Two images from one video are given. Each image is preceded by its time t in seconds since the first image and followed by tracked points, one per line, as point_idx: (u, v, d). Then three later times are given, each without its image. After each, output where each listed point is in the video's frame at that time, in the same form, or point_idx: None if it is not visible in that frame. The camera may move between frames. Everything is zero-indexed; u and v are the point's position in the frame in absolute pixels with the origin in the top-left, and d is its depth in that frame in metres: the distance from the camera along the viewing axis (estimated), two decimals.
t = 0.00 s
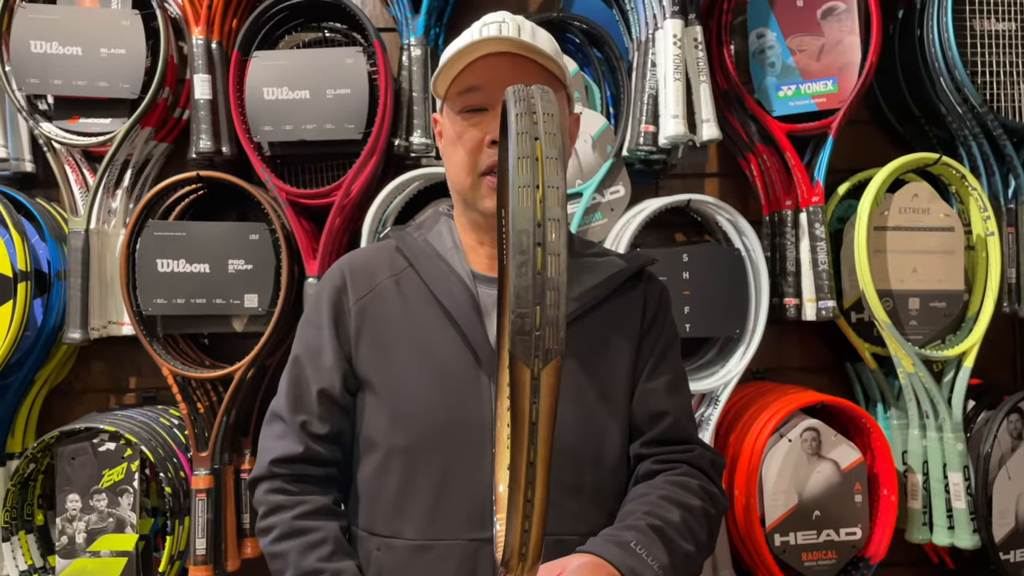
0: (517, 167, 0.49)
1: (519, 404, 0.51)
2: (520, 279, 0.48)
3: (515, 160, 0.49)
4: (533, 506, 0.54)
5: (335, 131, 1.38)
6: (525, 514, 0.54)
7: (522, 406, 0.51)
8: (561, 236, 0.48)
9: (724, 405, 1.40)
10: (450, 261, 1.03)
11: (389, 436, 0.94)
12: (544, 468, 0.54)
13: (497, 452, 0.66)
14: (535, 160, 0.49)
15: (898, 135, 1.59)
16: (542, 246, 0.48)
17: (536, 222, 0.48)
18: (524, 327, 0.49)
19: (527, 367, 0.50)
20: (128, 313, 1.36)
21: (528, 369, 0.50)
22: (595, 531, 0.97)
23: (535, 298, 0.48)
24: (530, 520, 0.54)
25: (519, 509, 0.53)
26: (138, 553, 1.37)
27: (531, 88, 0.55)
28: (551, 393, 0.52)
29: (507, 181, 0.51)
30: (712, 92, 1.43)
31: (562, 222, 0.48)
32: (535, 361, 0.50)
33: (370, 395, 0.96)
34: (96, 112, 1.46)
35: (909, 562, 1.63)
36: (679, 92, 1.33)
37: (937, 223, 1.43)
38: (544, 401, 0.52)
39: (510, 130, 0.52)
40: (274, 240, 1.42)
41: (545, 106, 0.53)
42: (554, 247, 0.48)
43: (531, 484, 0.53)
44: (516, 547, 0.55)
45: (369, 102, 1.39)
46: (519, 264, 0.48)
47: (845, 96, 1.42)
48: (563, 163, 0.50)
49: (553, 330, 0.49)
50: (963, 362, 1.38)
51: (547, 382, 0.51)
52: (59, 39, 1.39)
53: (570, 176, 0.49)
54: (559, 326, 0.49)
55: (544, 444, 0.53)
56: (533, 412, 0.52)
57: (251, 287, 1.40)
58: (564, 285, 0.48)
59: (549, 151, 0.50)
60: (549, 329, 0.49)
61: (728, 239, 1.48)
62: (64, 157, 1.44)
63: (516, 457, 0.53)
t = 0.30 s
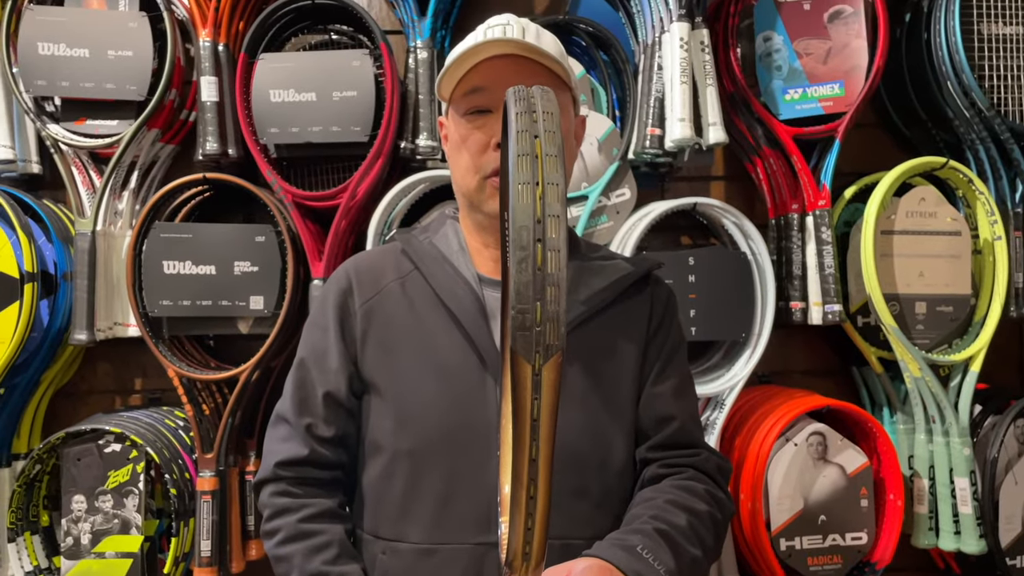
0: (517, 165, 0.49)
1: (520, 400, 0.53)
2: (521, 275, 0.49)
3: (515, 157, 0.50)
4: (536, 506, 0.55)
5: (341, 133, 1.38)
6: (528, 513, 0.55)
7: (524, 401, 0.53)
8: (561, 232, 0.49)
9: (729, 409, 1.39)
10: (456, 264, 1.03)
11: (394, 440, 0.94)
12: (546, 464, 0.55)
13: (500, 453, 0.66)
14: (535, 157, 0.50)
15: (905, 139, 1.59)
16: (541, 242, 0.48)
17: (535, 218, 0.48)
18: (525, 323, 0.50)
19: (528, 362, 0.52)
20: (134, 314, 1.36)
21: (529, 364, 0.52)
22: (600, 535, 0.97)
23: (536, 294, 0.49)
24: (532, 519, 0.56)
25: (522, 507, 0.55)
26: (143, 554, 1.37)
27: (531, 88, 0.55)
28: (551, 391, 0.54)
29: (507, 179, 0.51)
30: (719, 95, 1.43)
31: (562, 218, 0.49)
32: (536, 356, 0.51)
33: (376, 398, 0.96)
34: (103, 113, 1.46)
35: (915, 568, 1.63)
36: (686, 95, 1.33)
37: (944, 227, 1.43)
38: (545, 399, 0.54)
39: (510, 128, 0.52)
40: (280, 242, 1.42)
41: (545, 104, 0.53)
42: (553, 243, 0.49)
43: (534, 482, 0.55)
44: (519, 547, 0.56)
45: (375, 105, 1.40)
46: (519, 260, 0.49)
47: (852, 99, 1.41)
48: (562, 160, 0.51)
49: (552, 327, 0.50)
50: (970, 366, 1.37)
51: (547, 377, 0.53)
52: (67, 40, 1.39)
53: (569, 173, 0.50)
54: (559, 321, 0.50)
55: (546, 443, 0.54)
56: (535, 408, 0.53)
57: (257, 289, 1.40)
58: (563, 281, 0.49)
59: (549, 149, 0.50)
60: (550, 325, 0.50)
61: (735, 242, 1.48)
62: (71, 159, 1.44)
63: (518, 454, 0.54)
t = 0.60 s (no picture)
0: (521, 167, 0.49)
1: (525, 404, 0.52)
2: (524, 278, 0.48)
3: (520, 160, 0.50)
4: (541, 512, 0.55)
5: (346, 136, 1.38)
6: (533, 518, 0.55)
7: (528, 407, 0.52)
8: (566, 235, 0.49)
9: (734, 413, 1.39)
10: (461, 267, 1.02)
11: (398, 444, 0.94)
12: (550, 469, 0.55)
13: (505, 458, 0.66)
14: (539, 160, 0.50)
15: (911, 142, 1.59)
16: (547, 245, 0.49)
17: (540, 221, 0.49)
18: (530, 327, 0.49)
19: (532, 366, 0.51)
20: (139, 316, 1.36)
21: (534, 368, 0.51)
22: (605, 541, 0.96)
23: (541, 297, 0.48)
24: (537, 525, 0.55)
25: (526, 513, 0.54)
26: (147, 556, 1.37)
27: (535, 92, 0.54)
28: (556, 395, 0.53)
29: (511, 182, 0.51)
30: (724, 98, 1.42)
31: (567, 220, 0.49)
32: (540, 360, 0.51)
33: (380, 402, 0.96)
34: (109, 115, 1.46)
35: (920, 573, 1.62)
36: (692, 98, 1.33)
37: (950, 231, 1.42)
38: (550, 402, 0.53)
39: (516, 131, 0.52)
40: (285, 244, 1.42)
41: (549, 108, 0.53)
42: (558, 246, 0.49)
43: (538, 487, 0.55)
44: (523, 553, 0.56)
45: (380, 107, 1.39)
46: (524, 262, 0.48)
47: (859, 102, 1.41)
48: (567, 164, 0.51)
49: (557, 330, 0.50)
50: (976, 371, 1.36)
51: (552, 382, 0.53)
52: (73, 42, 1.40)
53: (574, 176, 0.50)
54: (563, 325, 0.50)
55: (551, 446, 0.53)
56: (538, 412, 0.53)
57: (261, 291, 1.40)
58: (569, 283, 0.49)
59: (554, 152, 0.51)
60: (554, 328, 0.50)
61: (740, 245, 1.47)
62: (77, 161, 1.44)
63: (523, 459, 0.54)
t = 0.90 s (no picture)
0: (519, 162, 0.49)
1: (522, 402, 0.52)
2: (521, 276, 0.48)
3: (518, 155, 0.49)
4: (537, 509, 0.54)
5: (348, 136, 1.37)
6: (530, 517, 0.54)
7: (525, 405, 0.52)
8: (564, 230, 0.48)
9: (737, 414, 1.39)
10: (461, 267, 1.02)
11: (398, 444, 0.94)
12: (548, 467, 0.54)
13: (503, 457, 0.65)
14: (536, 155, 0.49)
15: (914, 143, 1.58)
16: (544, 241, 0.48)
17: (538, 216, 0.48)
18: (527, 323, 0.49)
19: (529, 363, 0.51)
20: (140, 316, 1.36)
21: (531, 366, 0.51)
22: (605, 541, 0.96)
23: (538, 294, 0.48)
24: (534, 524, 0.55)
25: (523, 512, 0.54)
26: (148, 556, 1.37)
27: (535, 88, 0.54)
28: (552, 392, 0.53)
29: (510, 177, 0.51)
30: (727, 99, 1.42)
31: (565, 217, 0.49)
32: (537, 356, 0.51)
33: (379, 403, 0.96)
34: (112, 115, 1.46)
35: None
36: (694, 98, 1.32)
37: (953, 233, 1.42)
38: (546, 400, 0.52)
39: (514, 127, 0.51)
40: (286, 244, 1.42)
41: (548, 103, 0.53)
42: (556, 241, 0.48)
43: (535, 485, 0.55)
44: (520, 553, 0.56)
45: (382, 107, 1.39)
46: (522, 259, 0.48)
47: (861, 104, 1.40)
48: (566, 159, 0.50)
49: (555, 327, 0.50)
50: (979, 372, 1.36)
51: (549, 379, 0.53)
52: (75, 42, 1.40)
53: (572, 171, 0.50)
54: (561, 321, 0.50)
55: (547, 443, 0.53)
56: (536, 410, 0.52)
57: (262, 291, 1.40)
58: (566, 280, 0.49)
59: (552, 147, 0.50)
60: (552, 325, 0.50)
61: (742, 246, 1.47)
62: (79, 160, 1.44)
63: (519, 460, 0.53)
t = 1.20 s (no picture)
0: (525, 160, 0.48)
1: (529, 400, 0.50)
2: (529, 272, 0.46)
3: (523, 154, 0.49)
4: (545, 507, 0.53)
5: (352, 138, 1.37)
6: (537, 519, 0.52)
7: (532, 403, 0.50)
8: (571, 228, 0.47)
9: (740, 417, 1.38)
10: (465, 270, 1.02)
11: (401, 448, 0.93)
12: (555, 466, 0.53)
13: (508, 458, 0.65)
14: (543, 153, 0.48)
15: (919, 146, 1.58)
16: (551, 239, 0.47)
17: (544, 214, 0.47)
18: (534, 322, 0.47)
19: (537, 362, 0.49)
20: (144, 317, 1.36)
21: (538, 364, 0.49)
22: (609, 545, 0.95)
23: (545, 292, 0.46)
24: (541, 524, 0.53)
25: (531, 512, 0.52)
26: (151, 558, 1.37)
27: (539, 87, 0.54)
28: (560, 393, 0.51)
29: (516, 176, 0.50)
30: (731, 101, 1.42)
31: (572, 215, 0.47)
32: (545, 354, 0.49)
33: (383, 406, 0.95)
34: (116, 117, 1.46)
35: None
36: (698, 101, 1.32)
37: (958, 236, 1.41)
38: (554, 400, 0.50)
39: (519, 126, 0.51)
40: (290, 246, 1.42)
41: (553, 102, 0.52)
42: (563, 240, 0.47)
43: (543, 484, 0.52)
44: (527, 552, 0.54)
45: (385, 109, 1.39)
46: (528, 257, 0.47)
47: (866, 106, 1.40)
48: (572, 157, 0.49)
49: (563, 325, 0.48)
50: (984, 376, 1.35)
51: (557, 378, 0.51)
52: (80, 44, 1.40)
53: (579, 168, 0.48)
54: (568, 320, 0.48)
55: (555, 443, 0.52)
56: (543, 409, 0.50)
57: (266, 293, 1.40)
58: (574, 277, 0.47)
59: (558, 145, 0.49)
60: (560, 324, 0.48)
61: (747, 249, 1.47)
62: (84, 162, 1.45)
63: (526, 457, 0.51)
